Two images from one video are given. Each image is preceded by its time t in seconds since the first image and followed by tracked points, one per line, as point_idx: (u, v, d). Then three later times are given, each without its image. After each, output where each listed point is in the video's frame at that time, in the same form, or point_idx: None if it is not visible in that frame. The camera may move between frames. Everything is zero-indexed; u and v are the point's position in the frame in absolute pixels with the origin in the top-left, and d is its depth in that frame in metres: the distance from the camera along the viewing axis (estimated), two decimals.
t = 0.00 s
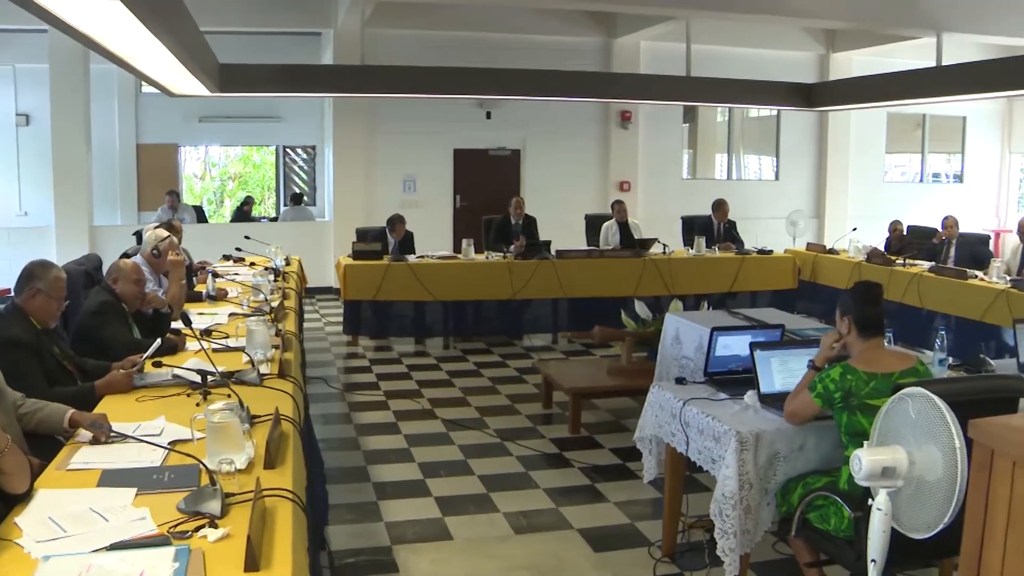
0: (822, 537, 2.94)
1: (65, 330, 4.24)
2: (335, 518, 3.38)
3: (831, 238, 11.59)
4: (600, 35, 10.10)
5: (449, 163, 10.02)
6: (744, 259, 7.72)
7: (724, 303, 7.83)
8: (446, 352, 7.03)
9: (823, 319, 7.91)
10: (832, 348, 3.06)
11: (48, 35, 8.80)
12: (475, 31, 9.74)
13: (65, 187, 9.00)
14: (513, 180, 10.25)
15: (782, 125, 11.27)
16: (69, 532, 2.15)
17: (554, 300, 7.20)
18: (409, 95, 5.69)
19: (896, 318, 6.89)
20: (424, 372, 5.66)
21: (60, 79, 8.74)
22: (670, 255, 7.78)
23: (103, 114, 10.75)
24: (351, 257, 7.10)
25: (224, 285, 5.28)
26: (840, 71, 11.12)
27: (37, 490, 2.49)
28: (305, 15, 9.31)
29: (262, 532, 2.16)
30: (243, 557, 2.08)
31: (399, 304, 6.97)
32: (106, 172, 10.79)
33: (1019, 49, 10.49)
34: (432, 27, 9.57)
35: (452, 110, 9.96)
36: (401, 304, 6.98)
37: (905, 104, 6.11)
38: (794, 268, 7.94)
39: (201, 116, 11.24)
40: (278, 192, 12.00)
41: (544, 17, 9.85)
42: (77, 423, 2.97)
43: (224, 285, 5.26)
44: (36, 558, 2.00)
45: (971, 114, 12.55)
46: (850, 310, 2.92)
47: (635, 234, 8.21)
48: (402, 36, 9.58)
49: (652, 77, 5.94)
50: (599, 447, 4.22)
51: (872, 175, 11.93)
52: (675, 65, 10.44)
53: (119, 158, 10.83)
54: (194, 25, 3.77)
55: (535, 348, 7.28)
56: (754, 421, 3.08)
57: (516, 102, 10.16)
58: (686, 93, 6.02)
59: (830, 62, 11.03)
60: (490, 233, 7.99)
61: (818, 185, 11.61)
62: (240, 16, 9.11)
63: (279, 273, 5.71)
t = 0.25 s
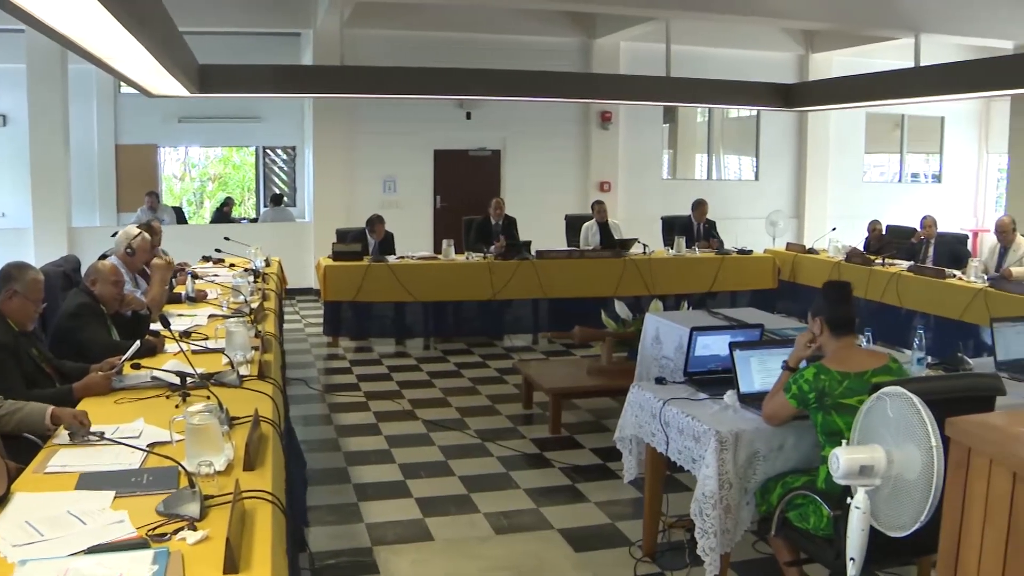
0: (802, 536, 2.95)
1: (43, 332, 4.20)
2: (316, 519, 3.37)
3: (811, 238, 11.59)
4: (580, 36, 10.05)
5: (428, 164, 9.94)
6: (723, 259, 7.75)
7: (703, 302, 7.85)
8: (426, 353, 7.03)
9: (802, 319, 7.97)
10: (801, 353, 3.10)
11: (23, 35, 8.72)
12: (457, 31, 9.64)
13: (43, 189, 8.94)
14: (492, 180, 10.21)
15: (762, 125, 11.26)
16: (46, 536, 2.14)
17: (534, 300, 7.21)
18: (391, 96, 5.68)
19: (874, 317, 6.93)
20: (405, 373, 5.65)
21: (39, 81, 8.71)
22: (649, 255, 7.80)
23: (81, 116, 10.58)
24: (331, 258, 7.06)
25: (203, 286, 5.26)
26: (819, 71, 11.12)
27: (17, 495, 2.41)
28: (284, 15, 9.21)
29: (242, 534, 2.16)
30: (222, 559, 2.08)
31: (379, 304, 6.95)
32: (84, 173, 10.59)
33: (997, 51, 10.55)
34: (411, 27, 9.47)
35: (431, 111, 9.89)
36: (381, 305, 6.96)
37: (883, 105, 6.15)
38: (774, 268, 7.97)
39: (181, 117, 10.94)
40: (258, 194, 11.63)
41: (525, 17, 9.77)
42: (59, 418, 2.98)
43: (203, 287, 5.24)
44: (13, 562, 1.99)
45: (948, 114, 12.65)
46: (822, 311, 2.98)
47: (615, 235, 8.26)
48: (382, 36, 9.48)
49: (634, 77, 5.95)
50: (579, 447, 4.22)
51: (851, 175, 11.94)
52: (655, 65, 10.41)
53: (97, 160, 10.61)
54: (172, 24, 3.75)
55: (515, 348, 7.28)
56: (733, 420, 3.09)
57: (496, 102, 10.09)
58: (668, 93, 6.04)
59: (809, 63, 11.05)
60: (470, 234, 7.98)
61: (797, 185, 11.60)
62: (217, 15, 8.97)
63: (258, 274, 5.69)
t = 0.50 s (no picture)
0: (778, 535, 2.95)
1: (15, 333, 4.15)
2: (293, 521, 3.36)
3: (787, 238, 11.62)
4: (557, 37, 10.00)
5: (406, 165, 9.85)
6: (700, 259, 7.78)
7: (680, 303, 7.88)
8: (403, 353, 7.02)
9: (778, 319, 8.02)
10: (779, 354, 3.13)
11: None
12: (434, 32, 9.57)
13: (18, 191, 8.87)
14: (469, 181, 10.11)
15: (738, 126, 11.26)
16: (19, 540, 2.12)
17: (511, 300, 7.22)
18: (370, 97, 5.67)
19: (850, 317, 6.97)
20: (382, 374, 5.63)
21: (12, 82, 8.64)
22: (626, 255, 7.82)
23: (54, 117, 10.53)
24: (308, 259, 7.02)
25: (179, 288, 5.24)
26: (796, 72, 11.13)
27: None
28: (259, 15, 9.07)
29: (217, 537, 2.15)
30: (197, 562, 2.06)
31: (356, 306, 6.95)
32: (57, 172, 10.48)
33: (971, 52, 10.64)
34: (387, 28, 9.35)
35: (407, 111, 9.80)
36: (359, 306, 6.93)
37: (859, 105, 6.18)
38: (751, 268, 8.02)
39: (156, 118, 10.84)
40: (235, 195, 11.58)
41: (502, 18, 9.70)
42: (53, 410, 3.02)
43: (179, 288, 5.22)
44: None
45: (923, 114, 12.75)
46: (791, 312, 3.03)
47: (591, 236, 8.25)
48: (357, 37, 9.36)
49: (614, 78, 5.96)
50: (557, 448, 4.23)
51: (828, 177, 11.98)
52: (632, 66, 10.40)
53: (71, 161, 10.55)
54: (146, 25, 3.73)
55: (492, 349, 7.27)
56: (710, 420, 3.10)
57: (473, 103, 10.03)
58: (648, 94, 6.06)
59: (785, 64, 11.08)
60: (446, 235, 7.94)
61: (774, 186, 11.62)
62: (189, 16, 8.81)
63: (235, 275, 5.67)
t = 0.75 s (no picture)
0: (757, 535, 2.96)
1: None
2: (273, 523, 3.35)
3: (766, 238, 11.65)
4: (536, 37, 9.95)
5: (385, 165, 9.78)
6: (680, 259, 7.80)
7: (660, 303, 7.90)
8: (383, 354, 6.97)
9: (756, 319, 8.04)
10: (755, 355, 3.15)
11: None
12: (414, 33, 9.50)
13: None
14: (449, 182, 10.06)
15: (717, 127, 11.28)
16: None
17: (491, 301, 7.21)
18: (352, 97, 5.67)
19: (829, 316, 6.99)
20: (362, 376, 5.62)
21: None
22: (605, 255, 7.83)
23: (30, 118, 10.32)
24: (287, 260, 6.99)
25: (158, 289, 5.22)
26: (775, 73, 11.16)
27: None
28: (238, 15, 8.96)
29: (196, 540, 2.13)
30: (175, 565, 2.05)
31: (336, 307, 6.91)
32: (34, 173, 10.28)
33: (949, 53, 10.71)
34: (366, 28, 9.25)
35: (387, 111, 9.72)
36: (338, 307, 6.89)
37: (836, 105, 6.21)
38: (730, 268, 8.05)
39: (134, 119, 10.73)
40: (214, 196, 11.53)
41: (481, 18, 9.64)
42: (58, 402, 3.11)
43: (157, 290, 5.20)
44: None
45: (901, 115, 12.82)
46: (765, 313, 3.06)
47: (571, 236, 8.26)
48: (336, 38, 9.28)
49: (597, 78, 5.97)
50: (537, 448, 4.23)
51: (806, 177, 12.04)
52: (612, 66, 10.39)
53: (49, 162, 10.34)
54: (123, 25, 3.71)
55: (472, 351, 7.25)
56: (689, 420, 3.11)
57: (452, 103, 9.99)
58: (631, 94, 6.08)
59: (764, 64, 11.10)
60: (426, 236, 7.94)
61: (753, 186, 11.64)
62: (163, 15, 8.68)
63: (215, 277, 5.66)
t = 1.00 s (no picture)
0: (738, 535, 2.97)
1: None
2: (253, 526, 3.33)
3: (746, 238, 11.66)
4: (516, 38, 9.89)
5: (365, 166, 9.73)
6: (661, 259, 7.81)
7: (641, 303, 7.90)
8: (363, 355, 6.95)
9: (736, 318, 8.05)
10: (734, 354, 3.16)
11: None
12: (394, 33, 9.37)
13: None
14: (429, 182, 10.01)
15: (698, 127, 11.27)
16: None
17: (471, 302, 7.20)
18: (335, 98, 5.66)
19: (808, 316, 7.02)
20: (342, 377, 5.60)
21: None
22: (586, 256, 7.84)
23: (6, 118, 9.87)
24: (267, 261, 6.95)
25: (137, 291, 5.20)
26: (754, 73, 11.15)
27: None
28: (216, 15, 8.85)
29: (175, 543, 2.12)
30: (154, 568, 2.04)
31: (316, 308, 6.89)
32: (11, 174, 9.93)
33: (928, 55, 10.75)
34: (346, 28, 9.15)
35: (366, 112, 9.67)
36: (318, 308, 6.87)
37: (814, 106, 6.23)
38: (711, 269, 8.06)
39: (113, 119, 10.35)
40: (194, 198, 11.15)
41: (462, 19, 9.54)
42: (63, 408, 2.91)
43: (136, 292, 5.18)
44: None
45: (881, 116, 12.87)
46: (744, 313, 3.06)
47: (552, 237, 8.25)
48: (315, 38, 9.19)
49: (579, 80, 5.98)
50: (517, 449, 4.23)
51: (786, 178, 12.07)
52: (592, 67, 10.34)
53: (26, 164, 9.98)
54: (102, 24, 3.68)
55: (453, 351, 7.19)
56: (669, 420, 3.11)
57: (433, 104, 9.93)
58: (614, 95, 6.09)
59: (744, 65, 11.09)
60: (406, 237, 7.91)
61: (733, 186, 11.64)
62: (139, 15, 8.58)
63: (194, 279, 5.63)
